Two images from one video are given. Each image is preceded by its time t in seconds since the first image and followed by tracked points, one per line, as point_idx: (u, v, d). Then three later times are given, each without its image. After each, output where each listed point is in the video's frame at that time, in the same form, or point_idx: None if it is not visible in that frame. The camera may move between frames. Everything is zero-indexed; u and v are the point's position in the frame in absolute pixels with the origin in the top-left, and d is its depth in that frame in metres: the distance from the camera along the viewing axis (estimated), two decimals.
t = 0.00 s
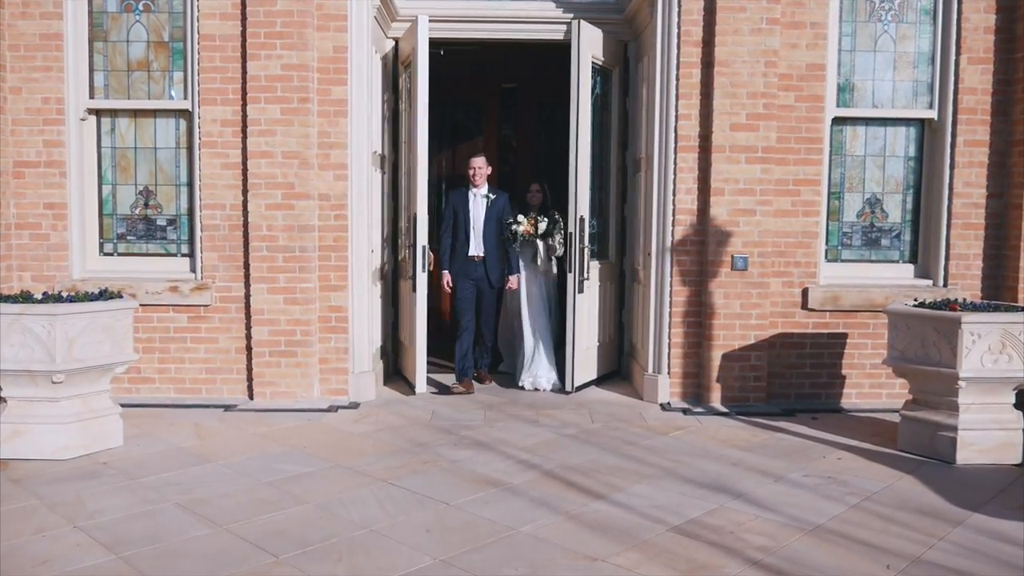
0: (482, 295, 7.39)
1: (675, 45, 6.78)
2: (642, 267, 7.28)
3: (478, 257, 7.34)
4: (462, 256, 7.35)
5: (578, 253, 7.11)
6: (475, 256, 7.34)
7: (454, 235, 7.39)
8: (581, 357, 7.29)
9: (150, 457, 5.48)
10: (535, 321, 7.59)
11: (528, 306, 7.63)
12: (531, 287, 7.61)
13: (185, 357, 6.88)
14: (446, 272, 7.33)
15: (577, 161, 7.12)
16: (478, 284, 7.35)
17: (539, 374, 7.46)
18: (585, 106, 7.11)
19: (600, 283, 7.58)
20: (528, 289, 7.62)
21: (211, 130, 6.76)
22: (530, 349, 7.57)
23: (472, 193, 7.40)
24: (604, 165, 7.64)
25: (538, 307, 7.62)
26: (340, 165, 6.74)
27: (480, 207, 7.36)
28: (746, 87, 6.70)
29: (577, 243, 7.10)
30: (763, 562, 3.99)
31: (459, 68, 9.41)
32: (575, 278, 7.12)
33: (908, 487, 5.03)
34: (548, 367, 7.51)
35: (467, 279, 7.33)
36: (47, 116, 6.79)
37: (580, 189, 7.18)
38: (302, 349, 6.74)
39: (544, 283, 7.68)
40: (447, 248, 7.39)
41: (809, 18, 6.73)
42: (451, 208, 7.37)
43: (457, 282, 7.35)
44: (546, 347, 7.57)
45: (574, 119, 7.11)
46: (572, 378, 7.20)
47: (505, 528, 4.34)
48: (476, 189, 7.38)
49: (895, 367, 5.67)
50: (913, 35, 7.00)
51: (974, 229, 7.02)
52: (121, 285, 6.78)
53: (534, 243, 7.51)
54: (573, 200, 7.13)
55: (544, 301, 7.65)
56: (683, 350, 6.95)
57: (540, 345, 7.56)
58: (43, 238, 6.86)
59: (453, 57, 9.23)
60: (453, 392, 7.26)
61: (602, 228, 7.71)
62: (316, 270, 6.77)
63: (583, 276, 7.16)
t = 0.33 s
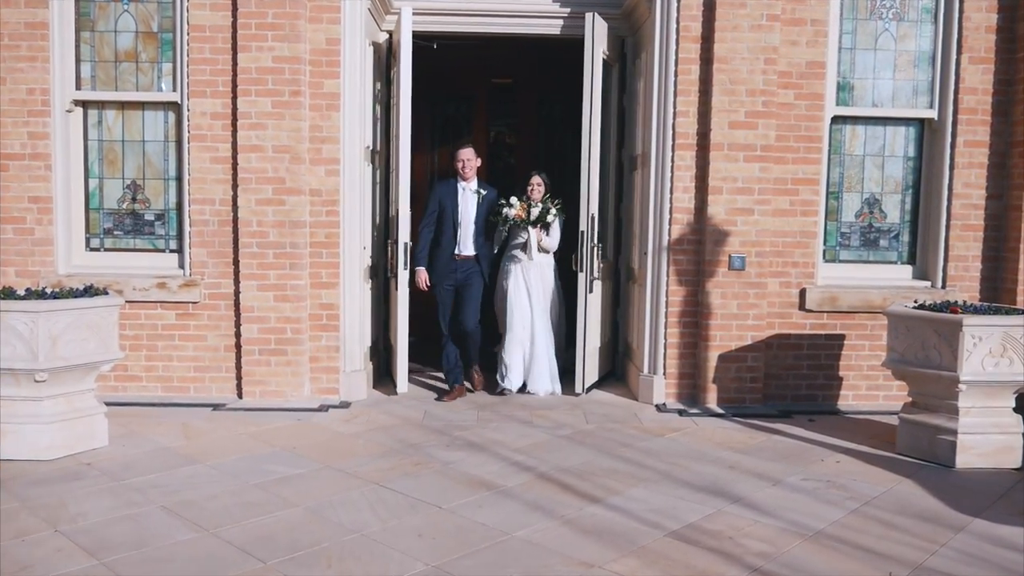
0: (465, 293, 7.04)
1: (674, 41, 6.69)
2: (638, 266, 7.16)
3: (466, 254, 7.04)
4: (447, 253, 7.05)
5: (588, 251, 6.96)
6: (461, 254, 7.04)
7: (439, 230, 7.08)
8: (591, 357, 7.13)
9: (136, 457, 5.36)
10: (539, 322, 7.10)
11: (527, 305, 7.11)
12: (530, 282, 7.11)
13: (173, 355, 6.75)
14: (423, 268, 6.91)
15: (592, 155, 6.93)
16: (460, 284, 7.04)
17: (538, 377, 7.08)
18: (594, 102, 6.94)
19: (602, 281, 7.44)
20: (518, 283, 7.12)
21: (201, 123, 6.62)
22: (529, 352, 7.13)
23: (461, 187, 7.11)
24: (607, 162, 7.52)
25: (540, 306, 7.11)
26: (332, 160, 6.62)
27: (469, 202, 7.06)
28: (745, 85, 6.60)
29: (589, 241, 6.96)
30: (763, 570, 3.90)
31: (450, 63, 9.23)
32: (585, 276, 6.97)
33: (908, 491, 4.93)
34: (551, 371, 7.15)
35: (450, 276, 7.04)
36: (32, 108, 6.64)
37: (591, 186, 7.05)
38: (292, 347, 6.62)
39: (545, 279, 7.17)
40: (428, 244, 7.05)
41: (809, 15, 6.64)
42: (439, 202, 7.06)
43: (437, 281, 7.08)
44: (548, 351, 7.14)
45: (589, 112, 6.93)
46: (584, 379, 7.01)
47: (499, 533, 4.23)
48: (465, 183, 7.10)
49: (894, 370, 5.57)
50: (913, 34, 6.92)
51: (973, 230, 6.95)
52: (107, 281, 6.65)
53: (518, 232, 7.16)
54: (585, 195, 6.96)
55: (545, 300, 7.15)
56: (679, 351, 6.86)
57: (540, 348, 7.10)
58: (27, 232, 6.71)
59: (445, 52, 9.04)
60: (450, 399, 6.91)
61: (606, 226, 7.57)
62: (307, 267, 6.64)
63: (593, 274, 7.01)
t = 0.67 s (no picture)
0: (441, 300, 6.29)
1: (669, 35, 6.57)
2: (632, 264, 7.04)
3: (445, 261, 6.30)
4: (426, 257, 6.32)
5: (593, 249, 6.81)
6: (441, 260, 6.31)
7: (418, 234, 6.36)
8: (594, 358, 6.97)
9: (118, 459, 5.22)
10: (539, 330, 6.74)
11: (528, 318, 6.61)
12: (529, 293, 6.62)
13: (156, 353, 6.60)
14: (388, 268, 6.21)
15: (598, 153, 6.80)
16: (438, 296, 6.31)
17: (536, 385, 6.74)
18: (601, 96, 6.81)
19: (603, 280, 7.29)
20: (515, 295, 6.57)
21: (186, 115, 6.46)
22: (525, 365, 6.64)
23: (444, 188, 6.39)
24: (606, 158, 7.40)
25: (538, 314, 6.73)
26: (320, 155, 6.47)
27: (452, 205, 6.34)
28: (741, 80, 6.50)
29: (593, 240, 6.81)
30: None
31: (441, 56, 8.99)
32: (591, 274, 6.82)
33: (908, 495, 4.83)
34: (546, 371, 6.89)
35: (428, 284, 6.32)
36: (11, 99, 6.46)
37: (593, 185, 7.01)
38: (279, 346, 6.48)
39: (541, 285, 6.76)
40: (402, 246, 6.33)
41: (806, 10, 6.54)
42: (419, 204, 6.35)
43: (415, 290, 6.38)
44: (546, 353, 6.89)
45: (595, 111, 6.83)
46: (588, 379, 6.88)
47: (492, 539, 4.11)
48: (449, 183, 6.38)
49: (892, 370, 5.47)
50: (911, 30, 6.83)
51: (970, 228, 6.88)
52: (88, 278, 6.49)
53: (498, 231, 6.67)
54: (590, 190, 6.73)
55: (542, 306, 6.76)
56: (673, 351, 6.76)
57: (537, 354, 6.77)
58: (6, 227, 6.54)
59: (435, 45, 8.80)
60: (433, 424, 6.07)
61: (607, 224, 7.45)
62: (294, 264, 6.50)
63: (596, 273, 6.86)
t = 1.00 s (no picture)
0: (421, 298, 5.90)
1: (661, 31, 6.46)
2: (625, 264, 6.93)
3: (429, 253, 5.88)
4: (403, 256, 5.91)
5: (591, 248, 6.70)
6: (422, 254, 5.87)
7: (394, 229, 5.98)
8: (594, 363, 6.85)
9: (98, 469, 5.06)
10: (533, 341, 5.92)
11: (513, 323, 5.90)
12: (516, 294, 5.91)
13: (139, 358, 6.44)
14: (365, 272, 5.87)
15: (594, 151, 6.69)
16: (417, 294, 5.90)
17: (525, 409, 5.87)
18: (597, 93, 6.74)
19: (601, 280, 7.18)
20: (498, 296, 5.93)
21: (167, 115, 6.31)
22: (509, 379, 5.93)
23: (414, 178, 5.97)
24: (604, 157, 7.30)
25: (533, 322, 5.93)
26: (305, 154, 6.32)
27: (425, 195, 5.91)
28: (733, 76, 6.39)
29: (591, 239, 6.72)
30: None
31: (428, 52, 8.86)
32: (591, 273, 6.72)
33: (910, 498, 4.72)
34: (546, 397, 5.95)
35: (408, 284, 5.90)
36: None
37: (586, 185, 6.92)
38: (264, 350, 6.33)
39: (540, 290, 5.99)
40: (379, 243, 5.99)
41: (799, 5, 6.44)
42: (390, 195, 5.96)
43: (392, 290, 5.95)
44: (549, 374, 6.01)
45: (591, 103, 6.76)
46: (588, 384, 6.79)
47: (485, 549, 3.98)
48: (419, 172, 5.96)
49: (891, 370, 5.37)
50: (905, 23, 6.74)
51: (966, 225, 6.79)
52: (68, 282, 6.32)
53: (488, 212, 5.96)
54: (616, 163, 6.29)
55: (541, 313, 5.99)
56: (667, 352, 6.64)
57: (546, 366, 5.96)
58: None
59: (422, 41, 8.66)
60: (386, 431, 5.92)
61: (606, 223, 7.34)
62: (280, 267, 6.35)
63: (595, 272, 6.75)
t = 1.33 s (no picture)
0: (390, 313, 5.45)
1: (654, 29, 6.33)
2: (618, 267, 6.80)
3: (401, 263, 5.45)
4: (365, 267, 5.44)
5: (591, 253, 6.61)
6: (393, 264, 5.44)
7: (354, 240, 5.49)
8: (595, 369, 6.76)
9: (80, 484, 4.90)
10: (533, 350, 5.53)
11: (510, 327, 5.49)
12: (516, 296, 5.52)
13: (123, 368, 6.28)
14: (325, 291, 5.37)
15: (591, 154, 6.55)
16: (384, 308, 5.43)
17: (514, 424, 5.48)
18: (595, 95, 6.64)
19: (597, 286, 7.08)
20: (493, 296, 5.56)
21: (150, 118, 6.15)
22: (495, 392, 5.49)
23: (373, 183, 5.51)
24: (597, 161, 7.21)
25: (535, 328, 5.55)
26: (292, 158, 6.17)
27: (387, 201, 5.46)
28: (729, 75, 6.26)
29: (591, 244, 6.61)
30: None
31: (416, 53, 8.73)
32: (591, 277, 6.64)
33: (916, 506, 4.60)
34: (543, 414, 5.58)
35: (373, 297, 5.42)
36: None
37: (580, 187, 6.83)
38: (252, 359, 6.17)
39: (545, 294, 5.62)
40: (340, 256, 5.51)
41: (795, 2, 6.33)
42: (349, 204, 5.47)
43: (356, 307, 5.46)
44: (553, 386, 5.67)
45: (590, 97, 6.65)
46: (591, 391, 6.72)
47: (481, 565, 3.84)
48: (379, 176, 5.50)
49: (894, 374, 5.26)
50: (901, 20, 6.63)
51: (966, 225, 6.68)
52: (49, 290, 6.15)
53: (474, 181, 5.59)
54: (617, 156, 6.19)
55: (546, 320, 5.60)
56: (663, 357, 6.51)
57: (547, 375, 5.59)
58: None
59: (409, 40, 8.56)
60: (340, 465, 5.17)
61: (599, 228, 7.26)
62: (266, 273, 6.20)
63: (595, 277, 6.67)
